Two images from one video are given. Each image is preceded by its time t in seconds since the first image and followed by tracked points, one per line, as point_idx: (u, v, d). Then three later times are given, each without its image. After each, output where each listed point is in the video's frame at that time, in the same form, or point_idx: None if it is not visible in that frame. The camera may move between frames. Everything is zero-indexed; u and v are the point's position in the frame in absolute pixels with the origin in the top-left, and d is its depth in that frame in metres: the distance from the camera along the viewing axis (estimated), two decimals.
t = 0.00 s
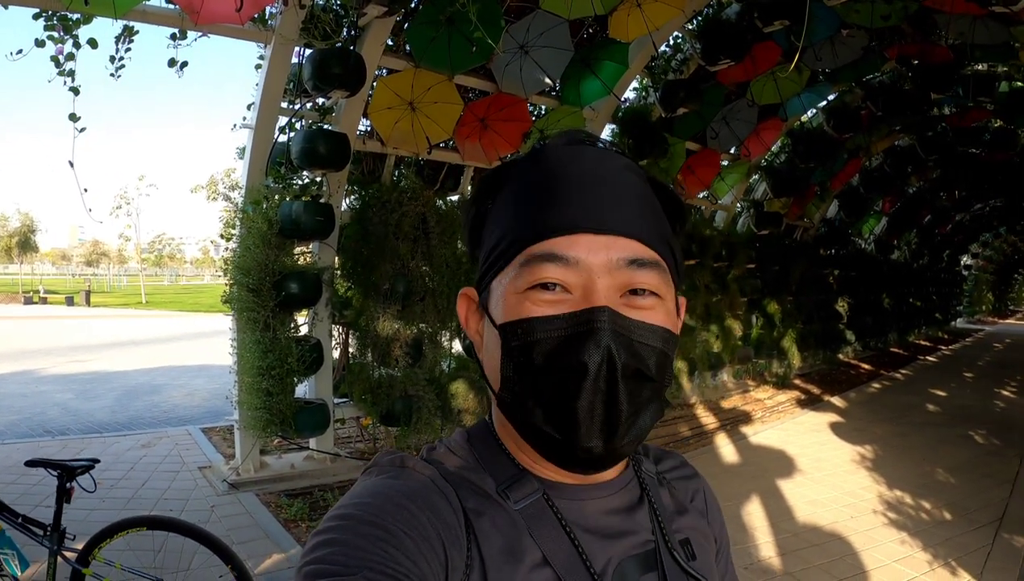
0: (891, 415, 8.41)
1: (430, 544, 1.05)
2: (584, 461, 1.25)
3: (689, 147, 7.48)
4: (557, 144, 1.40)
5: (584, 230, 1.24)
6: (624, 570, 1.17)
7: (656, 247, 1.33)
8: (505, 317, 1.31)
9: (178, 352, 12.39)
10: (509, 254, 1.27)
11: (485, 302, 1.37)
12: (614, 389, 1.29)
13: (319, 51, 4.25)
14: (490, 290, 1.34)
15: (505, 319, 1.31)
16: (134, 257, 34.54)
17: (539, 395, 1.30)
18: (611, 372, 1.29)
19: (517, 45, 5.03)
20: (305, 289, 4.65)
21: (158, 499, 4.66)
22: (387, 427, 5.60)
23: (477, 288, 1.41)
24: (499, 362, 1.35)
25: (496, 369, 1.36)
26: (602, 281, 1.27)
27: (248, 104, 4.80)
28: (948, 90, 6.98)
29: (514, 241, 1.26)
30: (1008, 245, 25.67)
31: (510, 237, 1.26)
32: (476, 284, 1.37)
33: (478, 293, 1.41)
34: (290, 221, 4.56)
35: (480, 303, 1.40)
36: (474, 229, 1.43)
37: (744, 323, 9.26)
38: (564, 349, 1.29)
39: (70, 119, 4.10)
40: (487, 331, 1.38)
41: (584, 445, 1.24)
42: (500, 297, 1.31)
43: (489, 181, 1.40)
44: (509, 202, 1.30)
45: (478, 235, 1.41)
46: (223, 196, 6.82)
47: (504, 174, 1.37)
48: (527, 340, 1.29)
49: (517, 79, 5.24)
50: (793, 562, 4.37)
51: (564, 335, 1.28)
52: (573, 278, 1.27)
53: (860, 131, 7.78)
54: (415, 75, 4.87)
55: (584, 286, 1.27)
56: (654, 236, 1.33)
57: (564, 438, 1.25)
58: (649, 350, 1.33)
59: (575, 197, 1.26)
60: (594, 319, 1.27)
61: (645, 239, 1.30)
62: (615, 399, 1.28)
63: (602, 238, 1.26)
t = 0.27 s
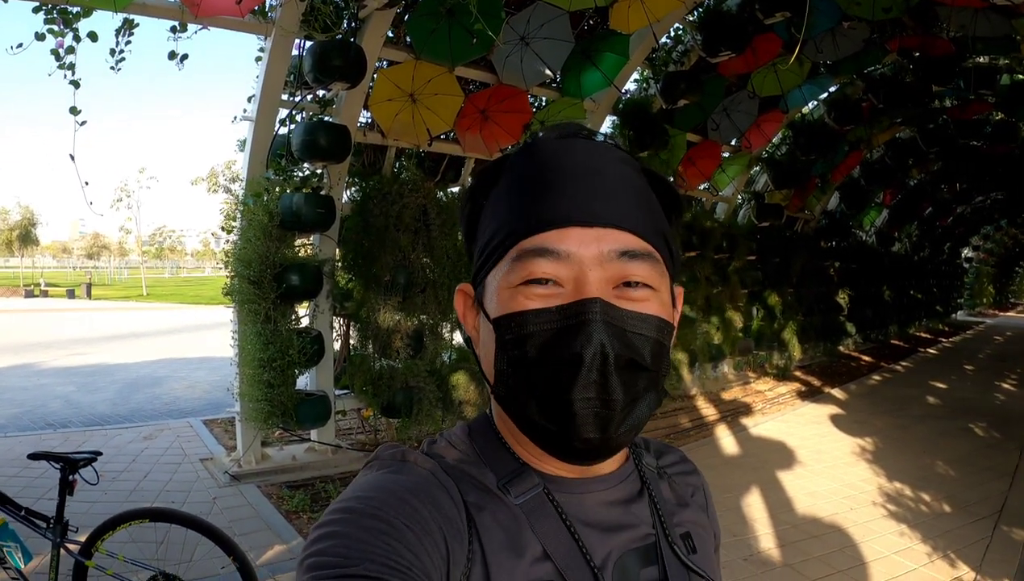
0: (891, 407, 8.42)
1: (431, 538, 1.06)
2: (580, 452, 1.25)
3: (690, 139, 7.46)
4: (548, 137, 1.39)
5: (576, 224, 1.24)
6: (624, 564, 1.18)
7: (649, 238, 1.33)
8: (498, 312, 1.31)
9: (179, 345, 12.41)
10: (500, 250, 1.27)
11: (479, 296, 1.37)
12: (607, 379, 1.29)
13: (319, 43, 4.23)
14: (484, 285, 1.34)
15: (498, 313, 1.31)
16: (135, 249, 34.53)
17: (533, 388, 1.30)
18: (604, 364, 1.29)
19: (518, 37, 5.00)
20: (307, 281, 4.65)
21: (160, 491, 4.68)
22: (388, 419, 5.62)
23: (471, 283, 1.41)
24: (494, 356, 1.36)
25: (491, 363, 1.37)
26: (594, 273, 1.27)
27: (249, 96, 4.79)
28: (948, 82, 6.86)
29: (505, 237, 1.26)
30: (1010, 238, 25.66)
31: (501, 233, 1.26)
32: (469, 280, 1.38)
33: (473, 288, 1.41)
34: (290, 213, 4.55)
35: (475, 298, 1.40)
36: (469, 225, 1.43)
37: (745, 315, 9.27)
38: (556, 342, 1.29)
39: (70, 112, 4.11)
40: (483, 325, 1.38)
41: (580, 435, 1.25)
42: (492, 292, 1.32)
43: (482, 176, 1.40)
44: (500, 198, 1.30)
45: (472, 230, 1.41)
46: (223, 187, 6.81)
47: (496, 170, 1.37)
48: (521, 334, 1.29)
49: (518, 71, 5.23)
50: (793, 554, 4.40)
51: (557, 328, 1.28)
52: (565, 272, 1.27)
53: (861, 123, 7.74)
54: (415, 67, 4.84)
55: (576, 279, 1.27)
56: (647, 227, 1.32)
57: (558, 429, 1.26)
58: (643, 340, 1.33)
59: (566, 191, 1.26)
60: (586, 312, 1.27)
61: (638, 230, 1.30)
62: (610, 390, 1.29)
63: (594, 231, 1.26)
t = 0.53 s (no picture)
0: (899, 400, 8.39)
1: (426, 539, 1.06)
2: (570, 441, 1.25)
3: (697, 131, 7.42)
4: (533, 131, 1.39)
5: (563, 214, 1.24)
6: (617, 558, 1.19)
7: (637, 227, 1.33)
8: (487, 304, 1.31)
9: (187, 337, 12.48)
10: (488, 242, 1.27)
11: (469, 290, 1.37)
12: (598, 368, 1.29)
13: (324, 36, 4.22)
14: (473, 278, 1.34)
15: (487, 304, 1.31)
16: (143, 242, 34.67)
17: (523, 378, 1.30)
18: (595, 352, 1.29)
19: (524, 29, 4.98)
20: (313, 274, 4.66)
21: (167, 483, 4.73)
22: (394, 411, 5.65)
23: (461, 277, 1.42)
24: (484, 347, 1.35)
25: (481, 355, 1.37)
26: (583, 262, 1.27)
27: (254, 89, 4.79)
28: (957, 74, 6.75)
29: (494, 229, 1.26)
30: (1020, 230, 25.47)
31: (489, 225, 1.26)
32: (459, 275, 1.38)
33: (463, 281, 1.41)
34: (296, 206, 4.54)
35: (465, 293, 1.40)
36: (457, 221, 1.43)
37: (752, 307, 9.24)
38: (546, 331, 1.29)
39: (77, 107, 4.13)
40: (473, 318, 1.38)
41: (571, 425, 1.25)
42: (482, 284, 1.32)
43: (469, 172, 1.40)
44: (487, 192, 1.30)
45: (461, 225, 1.41)
46: (230, 180, 6.83)
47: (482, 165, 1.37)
48: (511, 325, 1.29)
49: (523, 62, 5.23)
50: (798, 547, 4.40)
51: (547, 317, 1.28)
52: (554, 262, 1.27)
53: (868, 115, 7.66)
54: (420, 59, 4.82)
55: (565, 268, 1.27)
56: (634, 216, 1.32)
57: (549, 418, 1.26)
58: (634, 329, 1.33)
59: (552, 182, 1.26)
60: (575, 301, 1.27)
61: (626, 218, 1.30)
62: (600, 378, 1.29)
63: (581, 220, 1.25)
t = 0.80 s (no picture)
0: (910, 398, 8.32)
1: (421, 527, 1.07)
2: (567, 426, 1.26)
3: (710, 125, 7.37)
4: (528, 119, 1.38)
5: (561, 201, 1.24)
6: (609, 544, 1.20)
7: (633, 216, 1.34)
8: (484, 291, 1.31)
9: (200, 328, 12.60)
10: (486, 228, 1.27)
11: (464, 277, 1.37)
12: (597, 354, 1.30)
13: (337, 29, 4.23)
14: (470, 265, 1.34)
15: (484, 291, 1.31)
16: (157, 233, 34.98)
17: (520, 363, 1.30)
18: (593, 339, 1.30)
19: (537, 22, 4.95)
20: (325, 265, 4.69)
21: (178, 472, 4.79)
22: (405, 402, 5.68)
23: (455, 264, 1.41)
24: (479, 334, 1.35)
25: (477, 342, 1.36)
26: (581, 249, 1.27)
27: (267, 81, 4.81)
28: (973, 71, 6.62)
29: (492, 216, 1.25)
30: None
31: (487, 212, 1.26)
32: (454, 262, 1.37)
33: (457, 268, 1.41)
34: (308, 197, 4.56)
35: (459, 280, 1.40)
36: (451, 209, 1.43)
37: (764, 303, 9.19)
38: (543, 317, 1.29)
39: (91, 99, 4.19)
40: (467, 305, 1.38)
41: (568, 410, 1.26)
42: (478, 271, 1.31)
43: (463, 160, 1.40)
44: (484, 179, 1.29)
45: (455, 214, 1.41)
46: (244, 172, 6.87)
47: (477, 152, 1.36)
48: (508, 311, 1.29)
49: (536, 55, 5.21)
50: (805, 543, 4.38)
51: (544, 304, 1.28)
52: (552, 249, 1.27)
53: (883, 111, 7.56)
54: (433, 52, 4.82)
55: (563, 256, 1.27)
56: (631, 204, 1.33)
57: (547, 404, 1.26)
58: (631, 316, 1.34)
59: (549, 169, 1.26)
60: (573, 288, 1.27)
61: (622, 207, 1.31)
62: (598, 364, 1.30)
63: (579, 207, 1.26)
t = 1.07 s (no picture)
0: (923, 398, 8.25)
1: (417, 528, 1.07)
2: (564, 428, 1.27)
3: (722, 123, 7.34)
4: (527, 119, 1.38)
5: (559, 202, 1.24)
6: (607, 545, 1.21)
7: (631, 216, 1.34)
8: (481, 292, 1.31)
9: (212, 326, 12.70)
10: (483, 229, 1.27)
11: (461, 278, 1.37)
12: (594, 356, 1.30)
13: (347, 28, 4.25)
14: (467, 264, 1.34)
15: (481, 292, 1.32)
16: (171, 232, 35.25)
17: (517, 364, 1.31)
18: (591, 342, 1.30)
19: (548, 20, 4.93)
20: (336, 264, 4.71)
21: (189, 469, 4.84)
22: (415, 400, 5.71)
23: (453, 264, 1.42)
24: (477, 335, 1.36)
25: (474, 342, 1.37)
26: (578, 250, 1.28)
27: (278, 81, 4.85)
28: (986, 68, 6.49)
29: (490, 216, 1.26)
30: None
31: (485, 212, 1.26)
32: (452, 261, 1.38)
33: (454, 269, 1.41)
34: (319, 196, 4.59)
35: (457, 280, 1.40)
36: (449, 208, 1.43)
37: (776, 301, 9.13)
38: (540, 318, 1.29)
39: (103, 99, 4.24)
40: (465, 307, 1.39)
41: (565, 413, 1.26)
42: (476, 272, 1.32)
43: (461, 159, 1.40)
44: (481, 179, 1.30)
45: (453, 212, 1.41)
46: (257, 170, 6.92)
47: (476, 152, 1.36)
48: (505, 312, 1.30)
49: (547, 54, 5.22)
50: (815, 544, 4.36)
51: (541, 306, 1.29)
52: (549, 250, 1.27)
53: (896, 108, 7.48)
54: (444, 50, 4.84)
55: (560, 257, 1.27)
56: (629, 205, 1.33)
57: (544, 407, 1.27)
58: (629, 317, 1.34)
59: (547, 170, 1.26)
60: (571, 290, 1.27)
61: (620, 208, 1.30)
62: (595, 366, 1.30)
63: (577, 208, 1.26)
